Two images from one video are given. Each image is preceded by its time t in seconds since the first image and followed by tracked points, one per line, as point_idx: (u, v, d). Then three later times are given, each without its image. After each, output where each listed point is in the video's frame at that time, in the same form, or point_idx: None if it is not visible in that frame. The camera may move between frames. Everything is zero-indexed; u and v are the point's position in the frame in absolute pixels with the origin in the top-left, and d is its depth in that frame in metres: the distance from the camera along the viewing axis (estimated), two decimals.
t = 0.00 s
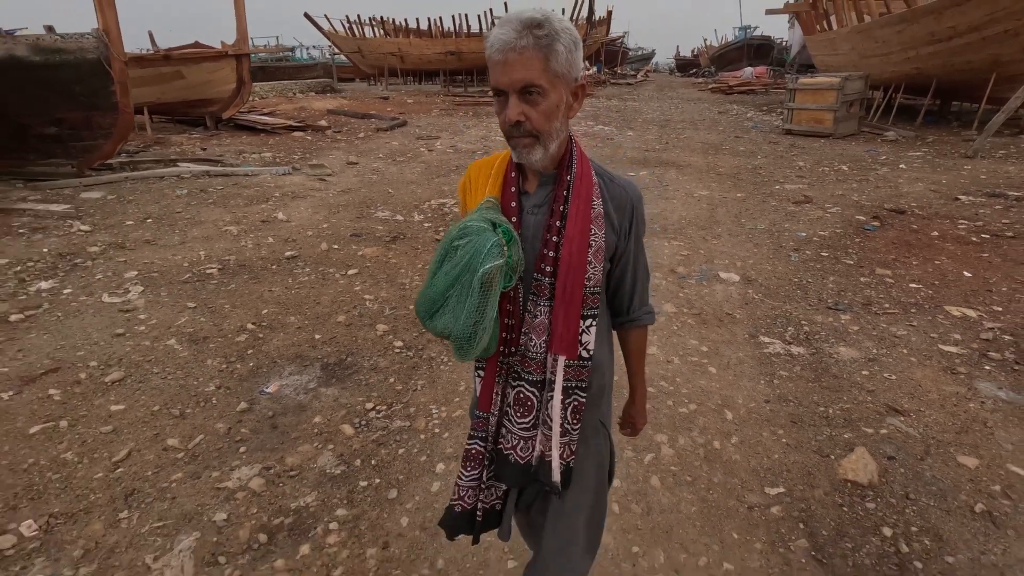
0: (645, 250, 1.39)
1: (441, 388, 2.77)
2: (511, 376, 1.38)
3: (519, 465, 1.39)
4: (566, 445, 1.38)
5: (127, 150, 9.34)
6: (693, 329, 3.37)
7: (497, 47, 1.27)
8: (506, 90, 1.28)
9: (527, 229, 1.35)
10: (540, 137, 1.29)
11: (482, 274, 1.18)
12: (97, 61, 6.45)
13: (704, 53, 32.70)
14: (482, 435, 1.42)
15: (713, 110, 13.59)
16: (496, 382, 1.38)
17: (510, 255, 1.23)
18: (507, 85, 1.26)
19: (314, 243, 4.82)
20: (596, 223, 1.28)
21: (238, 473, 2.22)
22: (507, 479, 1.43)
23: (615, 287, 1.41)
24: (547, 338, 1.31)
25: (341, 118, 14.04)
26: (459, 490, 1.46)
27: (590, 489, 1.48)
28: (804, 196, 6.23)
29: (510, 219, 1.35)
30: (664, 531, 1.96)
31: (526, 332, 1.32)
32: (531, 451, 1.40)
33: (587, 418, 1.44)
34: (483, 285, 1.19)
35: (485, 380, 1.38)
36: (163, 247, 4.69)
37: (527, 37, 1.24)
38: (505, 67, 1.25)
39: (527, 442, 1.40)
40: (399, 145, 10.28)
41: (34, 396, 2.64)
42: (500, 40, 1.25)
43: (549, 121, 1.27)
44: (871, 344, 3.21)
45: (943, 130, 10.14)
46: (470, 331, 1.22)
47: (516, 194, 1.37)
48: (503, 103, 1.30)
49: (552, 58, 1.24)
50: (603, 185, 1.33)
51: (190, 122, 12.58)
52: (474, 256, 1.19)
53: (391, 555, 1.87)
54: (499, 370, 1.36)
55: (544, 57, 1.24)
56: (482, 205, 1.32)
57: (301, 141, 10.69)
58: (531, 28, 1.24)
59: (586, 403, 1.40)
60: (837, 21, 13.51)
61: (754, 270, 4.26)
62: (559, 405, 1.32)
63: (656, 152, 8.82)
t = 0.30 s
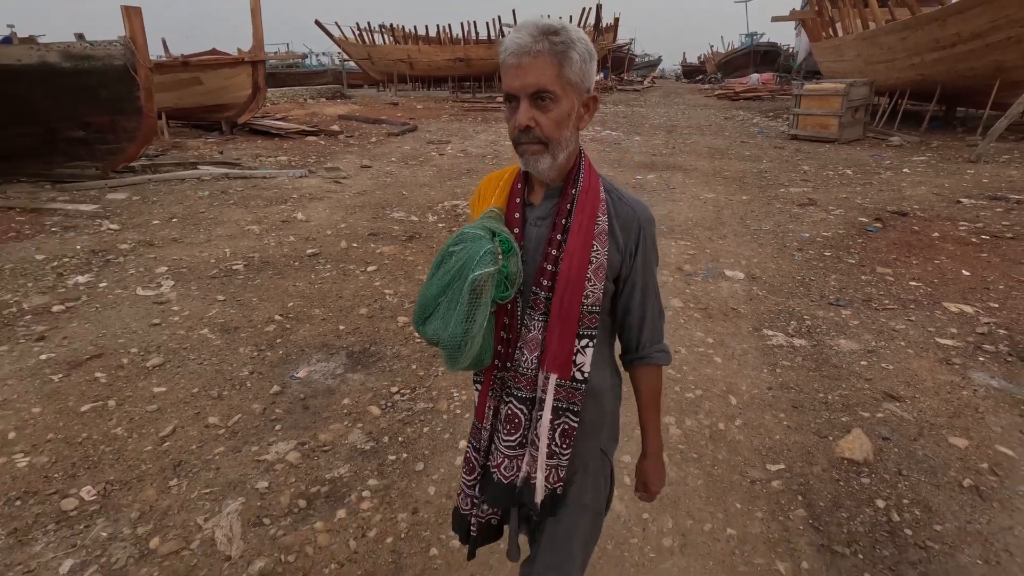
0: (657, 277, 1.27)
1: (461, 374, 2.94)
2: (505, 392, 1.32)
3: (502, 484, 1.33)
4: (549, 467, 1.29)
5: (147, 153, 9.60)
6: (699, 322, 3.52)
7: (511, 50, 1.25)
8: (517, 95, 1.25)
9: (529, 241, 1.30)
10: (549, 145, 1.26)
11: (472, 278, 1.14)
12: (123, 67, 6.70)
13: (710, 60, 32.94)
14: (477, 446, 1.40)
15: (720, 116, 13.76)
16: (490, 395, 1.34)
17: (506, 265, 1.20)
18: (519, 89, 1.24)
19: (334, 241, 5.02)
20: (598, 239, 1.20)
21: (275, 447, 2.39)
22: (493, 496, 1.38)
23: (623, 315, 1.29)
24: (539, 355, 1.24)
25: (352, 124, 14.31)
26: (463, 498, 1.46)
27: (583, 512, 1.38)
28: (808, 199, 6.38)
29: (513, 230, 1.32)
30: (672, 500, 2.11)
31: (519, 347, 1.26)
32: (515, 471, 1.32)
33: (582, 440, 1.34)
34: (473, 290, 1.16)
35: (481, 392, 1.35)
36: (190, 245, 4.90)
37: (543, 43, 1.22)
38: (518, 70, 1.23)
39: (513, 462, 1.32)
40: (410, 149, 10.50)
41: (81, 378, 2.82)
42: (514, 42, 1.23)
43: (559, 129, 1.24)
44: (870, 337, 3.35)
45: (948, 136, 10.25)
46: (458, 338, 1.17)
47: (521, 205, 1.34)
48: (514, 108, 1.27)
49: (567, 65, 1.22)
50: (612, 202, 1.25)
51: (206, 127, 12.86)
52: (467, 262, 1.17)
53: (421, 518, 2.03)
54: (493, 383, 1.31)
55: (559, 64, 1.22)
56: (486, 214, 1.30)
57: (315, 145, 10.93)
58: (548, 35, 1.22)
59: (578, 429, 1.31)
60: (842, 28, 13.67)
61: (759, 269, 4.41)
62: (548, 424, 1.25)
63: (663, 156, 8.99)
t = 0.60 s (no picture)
0: (660, 285, 1.22)
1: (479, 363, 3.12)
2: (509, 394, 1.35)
3: (504, 487, 1.33)
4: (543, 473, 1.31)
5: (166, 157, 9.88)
6: (704, 318, 3.69)
7: (518, 55, 1.27)
8: (523, 99, 1.28)
9: (535, 245, 1.35)
10: (556, 149, 1.28)
11: (477, 282, 1.20)
12: (148, 74, 6.96)
13: (715, 67, 33.18)
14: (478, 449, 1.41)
15: (725, 122, 13.94)
16: (495, 397, 1.37)
17: (511, 267, 1.23)
18: (525, 94, 1.26)
19: (353, 241, 5.23)
20: (601, 244, 1.21)
21: (310, 427, 2.58)
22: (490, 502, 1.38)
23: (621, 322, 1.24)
24: (542, 358, 1.26)
25: (363, 129, 14.58)
26: (452, 505, 1.44)
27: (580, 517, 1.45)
28: (811, 203, 6.54)
29: (521, 233, 1.37)
30: (678, 476, 2.28)
31: (523, 349, 1.30)
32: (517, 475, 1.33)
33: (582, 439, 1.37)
34: (478, 293, 1.21)
35: (486, 394, 1.38)
36: (215, 244, 5.12)
37: (548, 48, 1.25)
38: (524, 75, 1.26)
39: (514, 465, 1.33)
40: (421, 154, 10.73)
41: (126, 365, 3.03)
42: (520, 47, 1.25)
43: (566, 132, 1.26)
44: (868, 332, 3.51)
45: (951, 142, 10.38)
46: (465, 341, 1.24)
47: (528, 209, 1.38)
48: (521, 112, 1.30)
49: (572, 69, 1.25)
50: (618, 206, 1.26)
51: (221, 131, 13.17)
52: (472, 266, 1.23)
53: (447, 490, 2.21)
54: (498, 384, 1.35)
55: (564, 68, 1.24)
56: (494, 218, 1.36)
57: (328, 150, 11.18)
58: (553, 39, 1.24)
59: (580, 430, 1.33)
60: (847, 36, 13.84)
61: (762, 269, 4.58)
62: (545, 429, 1.26)
63: (669, 161, 9.18)
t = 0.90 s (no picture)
0: (655, 286, 1.32)
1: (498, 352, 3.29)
2: (521, 394, 1.43)
3: (531, 481, 1.44)
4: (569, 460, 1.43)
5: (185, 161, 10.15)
6: (712, 313, 3.85)
7: (520, 68, 1.35)
8: (525, 108, 1.36)
9: (537, 249, 1.41)
10: (555, 156, 1.36)
11: (482, 286, 1.23)
12: (174, 81, 7.21)
13: (722, 74, 33.39)
14: (496, 448, 1.49)
15: (732, 129, 14.10)
16: (506, 398, 1.44)
17: (515, 271, 1.28)
18: (527, 104, 1.34)
19: (372, 241, 5.42)
20: (602, 248, 1.30)
21: (342, 408, 2.76)
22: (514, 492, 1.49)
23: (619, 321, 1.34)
24: (554, 358, 1.35)
25: (374, 134, 14.84)
26: (475, 500, 1.54)
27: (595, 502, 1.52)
28: (816, 206, 6.69)
29: (523, 238, 1.42)
30: (689, 453, 2.44)
31: (533, 349, 1.38)
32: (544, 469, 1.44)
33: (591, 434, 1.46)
34: (483, 296, 1.25)
35: (497, 395, 1.44)
36: (241, 243, 5.32)
37: (549, 60, 1.33)
38: (526, 86, 1.34)
39: (538, 459, 1.44)
40: (433, 158, 10.95)
41: (167, 351, 3.23)
42: (522, 60, 1.34)
43: (565, 140, 1.34)
44: (870, 327, 3.66)
45: (957, 148, 10.50)
46: (472, 341, 1.28)
47: (530, 215, 1.44)
48: (524, 120, 1.38)
49: (571, 81, 1.33)
50: (615, 212, 1.35)
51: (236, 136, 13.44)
52: (476, 270, 1.26)
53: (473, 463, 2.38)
54: (508, 385, 1.42)
55: (564, 80, 1.32)
56: (496, 224, 1.40)
57: (342, 154, 11.42)
58: (554, 53, 1.33)
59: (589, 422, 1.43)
60: (853, 43, 13.99)
61: (768, 268, 4.72)
62: (565, 422, 1.37)
63: (677, 166, 9.34)
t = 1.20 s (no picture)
0: (634, 276, 1.35)
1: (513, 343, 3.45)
2: (497, 385, 1.42)
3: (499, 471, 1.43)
4: (533, 454, 1.39)
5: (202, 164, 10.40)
6: (719, 308, 4.00)
7: (499, 60, 1.35)
8: (505, 99, 1.35)
9: (517, 241, 1.40)
10: (534, 147, 1.34)
11: (464, 275, 1.24)
12: (196, 86, 7.43)
13: (728, 80, 33.57)
14: (469, 439, 1.46)
15: (738, 134, 14.25)
16: (484, 389, 1.43)
17: (494, 262, 1.28)
18: (506, 95, 1.34)
19: (389, 239, 5.61)
20: (581, 238, 1.30)
21: (369, 391, 2.93)
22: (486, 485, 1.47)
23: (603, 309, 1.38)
24: (528, 348, 1.33)
25: (385, 138, 15.08)
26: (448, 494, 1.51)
27: (572, 507, 1.48)
28: (821, 208, 6.83)
29: (501, 231, 1.41)
30: (696, 434, 2.59)
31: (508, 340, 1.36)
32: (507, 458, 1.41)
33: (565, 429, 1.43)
34: (464, 287, 1.25)
35: (475, 386, 1.43)
36: (262, 241, 5.52)
37: (528, 53, 1.32)
38: (506, 77, 1.33)
39: (505, 449, 1.41)
40: (444, 162, 11.16)
41: (201, 340, 3.41)
42: (502, 53, 1.34)
43: (542, 132, 1.33)
44: (871, 321, 3.80)
45: (962, 152, 10.60)
46: (451, 332, 1.28)
47: (509, 207, 1.43)
48: (503, 112, 1.37)
49: (550, 73, 1.31)
50: (593, 204, 1.35)
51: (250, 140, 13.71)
52: (459, 259, 1.27)
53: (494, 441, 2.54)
54: (484, 375, 1.41)
55: (542, 72, 1.32)
56: (476, 216, 1.39)
57: (354, 158, 11.64)
58: (533, 46, 1.32)
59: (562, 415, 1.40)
60: (859, 50, 14.13)
61: (773, 267, 4.87)
62: (531, 412, 1.34)
63: (684, 170, 9.51)
